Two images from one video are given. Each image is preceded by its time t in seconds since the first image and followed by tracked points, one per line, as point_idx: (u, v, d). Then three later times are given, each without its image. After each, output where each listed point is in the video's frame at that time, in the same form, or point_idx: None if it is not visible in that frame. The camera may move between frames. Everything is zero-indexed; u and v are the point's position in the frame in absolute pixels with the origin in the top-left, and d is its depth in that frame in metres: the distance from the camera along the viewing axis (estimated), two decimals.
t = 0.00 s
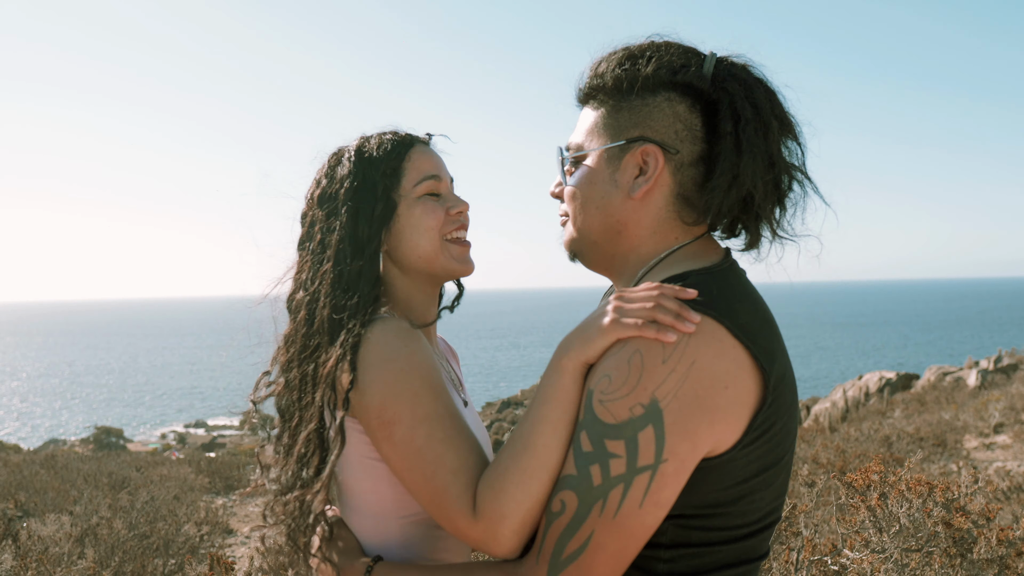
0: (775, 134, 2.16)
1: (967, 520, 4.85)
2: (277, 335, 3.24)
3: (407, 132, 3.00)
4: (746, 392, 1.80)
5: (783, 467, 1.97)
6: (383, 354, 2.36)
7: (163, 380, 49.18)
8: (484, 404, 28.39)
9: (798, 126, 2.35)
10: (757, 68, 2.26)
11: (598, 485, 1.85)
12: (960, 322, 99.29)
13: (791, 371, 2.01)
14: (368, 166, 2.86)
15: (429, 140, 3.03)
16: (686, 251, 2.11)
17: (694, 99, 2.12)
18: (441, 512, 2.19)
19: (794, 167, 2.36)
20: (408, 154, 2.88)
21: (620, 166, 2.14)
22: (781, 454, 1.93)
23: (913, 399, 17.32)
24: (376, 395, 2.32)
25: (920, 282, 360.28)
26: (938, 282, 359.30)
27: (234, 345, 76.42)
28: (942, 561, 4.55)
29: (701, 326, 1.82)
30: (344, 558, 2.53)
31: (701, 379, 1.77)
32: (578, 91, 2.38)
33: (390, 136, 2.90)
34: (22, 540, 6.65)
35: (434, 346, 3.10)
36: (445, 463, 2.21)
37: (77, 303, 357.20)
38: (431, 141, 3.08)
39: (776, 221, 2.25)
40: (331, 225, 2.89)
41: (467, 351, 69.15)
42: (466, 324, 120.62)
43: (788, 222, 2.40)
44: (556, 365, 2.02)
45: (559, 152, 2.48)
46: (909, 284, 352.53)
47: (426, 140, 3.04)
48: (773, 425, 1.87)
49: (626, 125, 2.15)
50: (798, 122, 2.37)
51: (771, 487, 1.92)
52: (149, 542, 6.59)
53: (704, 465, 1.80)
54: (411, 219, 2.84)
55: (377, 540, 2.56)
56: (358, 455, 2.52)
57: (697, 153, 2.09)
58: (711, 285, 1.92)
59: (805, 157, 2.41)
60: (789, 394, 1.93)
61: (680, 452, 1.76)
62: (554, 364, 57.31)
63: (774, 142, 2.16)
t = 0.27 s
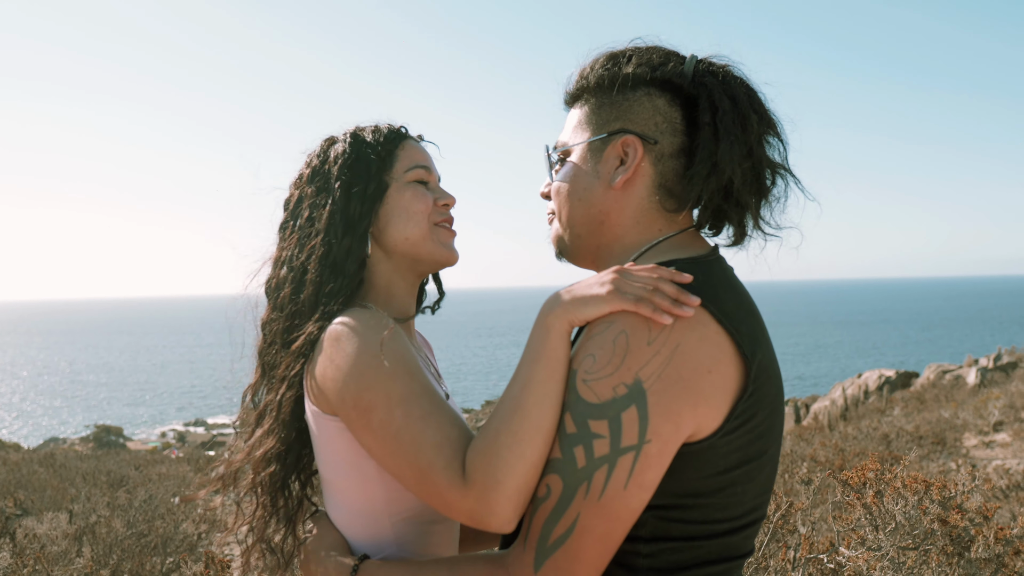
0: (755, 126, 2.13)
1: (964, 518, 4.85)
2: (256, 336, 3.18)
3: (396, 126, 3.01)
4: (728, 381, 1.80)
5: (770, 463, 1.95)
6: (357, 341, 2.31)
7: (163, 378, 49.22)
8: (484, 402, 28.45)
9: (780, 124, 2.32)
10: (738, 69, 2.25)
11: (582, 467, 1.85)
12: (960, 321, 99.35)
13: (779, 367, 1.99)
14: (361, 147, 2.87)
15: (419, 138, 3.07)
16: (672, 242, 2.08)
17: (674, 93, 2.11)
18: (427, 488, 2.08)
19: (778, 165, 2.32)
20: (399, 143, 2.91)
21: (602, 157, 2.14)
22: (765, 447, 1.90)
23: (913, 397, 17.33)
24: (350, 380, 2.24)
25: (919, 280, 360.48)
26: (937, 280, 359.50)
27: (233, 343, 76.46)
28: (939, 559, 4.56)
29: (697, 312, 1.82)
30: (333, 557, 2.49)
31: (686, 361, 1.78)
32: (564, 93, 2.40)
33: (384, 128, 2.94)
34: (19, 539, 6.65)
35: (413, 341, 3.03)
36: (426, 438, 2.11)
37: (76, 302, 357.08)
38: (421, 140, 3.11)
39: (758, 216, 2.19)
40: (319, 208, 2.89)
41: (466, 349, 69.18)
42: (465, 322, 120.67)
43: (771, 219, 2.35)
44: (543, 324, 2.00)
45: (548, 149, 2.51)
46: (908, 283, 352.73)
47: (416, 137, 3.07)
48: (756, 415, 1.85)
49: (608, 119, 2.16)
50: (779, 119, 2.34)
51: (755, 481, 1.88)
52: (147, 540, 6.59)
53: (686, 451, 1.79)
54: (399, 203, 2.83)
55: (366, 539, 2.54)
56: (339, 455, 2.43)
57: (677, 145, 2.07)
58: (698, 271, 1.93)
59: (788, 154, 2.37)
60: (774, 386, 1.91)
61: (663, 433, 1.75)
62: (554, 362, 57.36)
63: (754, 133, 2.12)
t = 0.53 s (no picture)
0: (745, 122, 2.13)
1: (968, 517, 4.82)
2: (219, 349, 2.97)
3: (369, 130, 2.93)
4: (725, 379, 1.79)
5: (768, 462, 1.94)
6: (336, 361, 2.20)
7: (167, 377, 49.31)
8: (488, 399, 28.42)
9: (768, 118, 2.33)
10: (725, 65, 2.25)
11: (585, 471, 1.85)
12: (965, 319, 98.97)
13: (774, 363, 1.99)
14: (343, 153, 2.78)
15: (392, 143, 3.00)
16: (666, 239, 2.06)
17: (662, 89, 2.10)
18: (429, 513, 2.01)
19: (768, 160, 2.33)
20: (378, 147, 2.84)
21: (595, 154, 2.13)
22: (763, 445, 1.89)
23: (918, 395, 17.29)
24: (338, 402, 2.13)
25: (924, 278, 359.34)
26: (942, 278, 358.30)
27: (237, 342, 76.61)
28: (943, 558, 4.54)
29: (689, 310, 1.82)
30: None
31: (683, 358, 1.77)
32: (551, 93, 2.39)
33: (361, 133, 2.86)
34: (23, 537, 6.66)
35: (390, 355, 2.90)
36: (425, 460, 2.05)
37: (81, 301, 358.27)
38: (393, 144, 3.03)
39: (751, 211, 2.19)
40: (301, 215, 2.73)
41: (470, 347, 69.18)
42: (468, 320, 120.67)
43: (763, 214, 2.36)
44: (539, 334, 1.99)
45: (538, 151, 2.52)
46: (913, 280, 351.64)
47: (390, 143, 2.99)
48: (754, 413, 1.84)
49: (598, 116, 2.15)
50: (767, 114, 2.35)
51: (753, 480, 1.87)
52: (151, 538, 6.59)
53: (687, 450, 1.78)
54: (382, 212, 2.75)
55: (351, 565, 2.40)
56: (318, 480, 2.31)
57: (668, 141, 2.06)
58: (693, 267, 1.92)
59: (778, 149, 2.38)
60: (771, 383, 1.91)
61: (664, 432, 1.75)
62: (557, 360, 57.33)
63: (744, 128, 2.12)
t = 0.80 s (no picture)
0: (732, 117, 2.15)
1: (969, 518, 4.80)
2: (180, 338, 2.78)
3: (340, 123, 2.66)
4: (710, 384, 1.78)
5: (762, 463, 1.93)
6: (304, 373, 2.12)
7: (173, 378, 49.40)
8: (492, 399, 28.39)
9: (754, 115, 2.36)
10: (711, 61, 2.27)
11: (564, 483, 1.85)
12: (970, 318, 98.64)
13: (767, 361, 1.98)
14: (315, 155, 2.54)
15: (364, 136, 2.75)
16: (652, 236, 2.05)
17: (648, 84, 2.11)
18: (406, 526, 2.04)
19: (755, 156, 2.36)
20: (351, 147, 2.59)
21: (580, 149, 2.12)
22: (755, 447, 1.88)
23: (924, 395, 17.24)
24: (304, 416, 2.09)
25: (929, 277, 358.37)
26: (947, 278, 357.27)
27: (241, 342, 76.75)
28: (944, 559, 4.53)
29: (670, 313, 1.81)
30: None
31: (662, 365, 1.76)
32: (534, 90, 2.39)
33: (331, 129, 2.60)
34: (26, 537, 6.68)
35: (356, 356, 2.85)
36: (399, 473, 2.06)
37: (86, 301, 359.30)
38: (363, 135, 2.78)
39: (739, 205, 2.22)
40: (268, 227, 2.48)
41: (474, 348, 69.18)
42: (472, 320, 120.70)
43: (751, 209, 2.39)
44: (515, 344, 2.00)
45: (519, 147, 2.51)
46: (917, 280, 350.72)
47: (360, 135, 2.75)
48: (744, 416, 1.83)
49: (583, 110, 2.14)
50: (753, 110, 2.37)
51: (748, 481, 1.87)
52: (154, 538, 6.60)
53: (673, 458, 1.77)
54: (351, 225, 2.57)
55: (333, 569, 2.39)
56: (298, 487, 2.27)
57: (655, 136, 2.07)
58: (678, 268, 1.91)
59: (765, 146, 2.41)
60: (763, 384, 1.90)
61: (644, 440, 1.74)
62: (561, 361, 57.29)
63: (731, 123, 2.14)
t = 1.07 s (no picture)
0: (717, 114, 2.16)
1: (968, 518, 4.80)
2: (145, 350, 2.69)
3: (320, 121, 2.65)
4: (697, 386, 1.78)
5: (749, 465, 1.93)
6: (286, 392, 2.13)
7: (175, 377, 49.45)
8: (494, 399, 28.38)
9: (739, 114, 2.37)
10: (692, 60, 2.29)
11: (553, 492, 1.85)
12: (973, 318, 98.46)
13: (756, 363, 1.98)
14: (295, 159, 2.52)
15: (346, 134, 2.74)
16: (640, 234, 2.04)
17: (632, 80, 2.12)
18: (395, 546, 2.06)
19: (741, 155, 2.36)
20: (333, 150, 2.59)
21: (563, 142, 2.11)
22: (742, 452, 1.88)
23: (927, 394, 17.24)
24: (289, 437, 2.10)
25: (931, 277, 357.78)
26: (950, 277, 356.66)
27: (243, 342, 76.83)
28: (943, 559, 4.52)
29: (654, 316, 1.80)
30: None
31: (649, 371, 1.75)
32: (518, 92, 2.39)
33: (309, 130, 2.59)
34: (26, 536, 6.68)
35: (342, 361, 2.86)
36: (387, 493, 2.07)
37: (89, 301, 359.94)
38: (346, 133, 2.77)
39: (726, 202, 2.22)
40: (248, 234, 2.47)
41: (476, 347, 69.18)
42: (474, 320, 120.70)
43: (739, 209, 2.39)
44: (500, 356, 2.01)
45: (501, 146, 2.50)
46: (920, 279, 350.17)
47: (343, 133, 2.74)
48: (731, 421, 1.83)
49: (567, 105, 2.14)
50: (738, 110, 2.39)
51: (736, 486, 1.88)
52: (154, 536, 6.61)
53: (661, 465, 1.77)
54: (333, 230, 2.57)
55: None
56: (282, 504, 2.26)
57: (640, 130, 2.06)
58: (662, 270, 1.89)
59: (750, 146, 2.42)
60: (750, 387, 1.89)
61: (633, 449, 1.73)
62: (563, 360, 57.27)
63: (717, 120, 2.15)
